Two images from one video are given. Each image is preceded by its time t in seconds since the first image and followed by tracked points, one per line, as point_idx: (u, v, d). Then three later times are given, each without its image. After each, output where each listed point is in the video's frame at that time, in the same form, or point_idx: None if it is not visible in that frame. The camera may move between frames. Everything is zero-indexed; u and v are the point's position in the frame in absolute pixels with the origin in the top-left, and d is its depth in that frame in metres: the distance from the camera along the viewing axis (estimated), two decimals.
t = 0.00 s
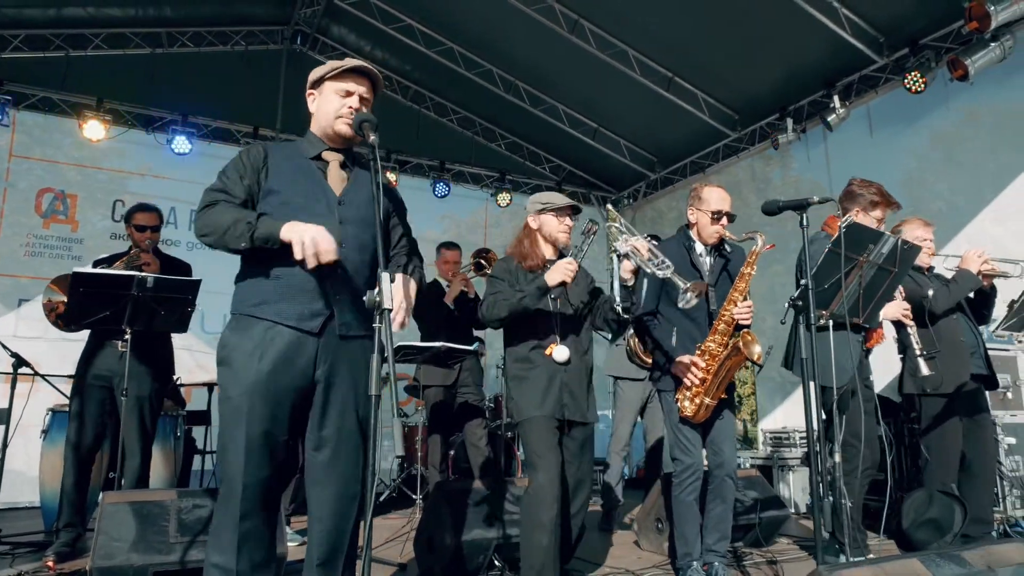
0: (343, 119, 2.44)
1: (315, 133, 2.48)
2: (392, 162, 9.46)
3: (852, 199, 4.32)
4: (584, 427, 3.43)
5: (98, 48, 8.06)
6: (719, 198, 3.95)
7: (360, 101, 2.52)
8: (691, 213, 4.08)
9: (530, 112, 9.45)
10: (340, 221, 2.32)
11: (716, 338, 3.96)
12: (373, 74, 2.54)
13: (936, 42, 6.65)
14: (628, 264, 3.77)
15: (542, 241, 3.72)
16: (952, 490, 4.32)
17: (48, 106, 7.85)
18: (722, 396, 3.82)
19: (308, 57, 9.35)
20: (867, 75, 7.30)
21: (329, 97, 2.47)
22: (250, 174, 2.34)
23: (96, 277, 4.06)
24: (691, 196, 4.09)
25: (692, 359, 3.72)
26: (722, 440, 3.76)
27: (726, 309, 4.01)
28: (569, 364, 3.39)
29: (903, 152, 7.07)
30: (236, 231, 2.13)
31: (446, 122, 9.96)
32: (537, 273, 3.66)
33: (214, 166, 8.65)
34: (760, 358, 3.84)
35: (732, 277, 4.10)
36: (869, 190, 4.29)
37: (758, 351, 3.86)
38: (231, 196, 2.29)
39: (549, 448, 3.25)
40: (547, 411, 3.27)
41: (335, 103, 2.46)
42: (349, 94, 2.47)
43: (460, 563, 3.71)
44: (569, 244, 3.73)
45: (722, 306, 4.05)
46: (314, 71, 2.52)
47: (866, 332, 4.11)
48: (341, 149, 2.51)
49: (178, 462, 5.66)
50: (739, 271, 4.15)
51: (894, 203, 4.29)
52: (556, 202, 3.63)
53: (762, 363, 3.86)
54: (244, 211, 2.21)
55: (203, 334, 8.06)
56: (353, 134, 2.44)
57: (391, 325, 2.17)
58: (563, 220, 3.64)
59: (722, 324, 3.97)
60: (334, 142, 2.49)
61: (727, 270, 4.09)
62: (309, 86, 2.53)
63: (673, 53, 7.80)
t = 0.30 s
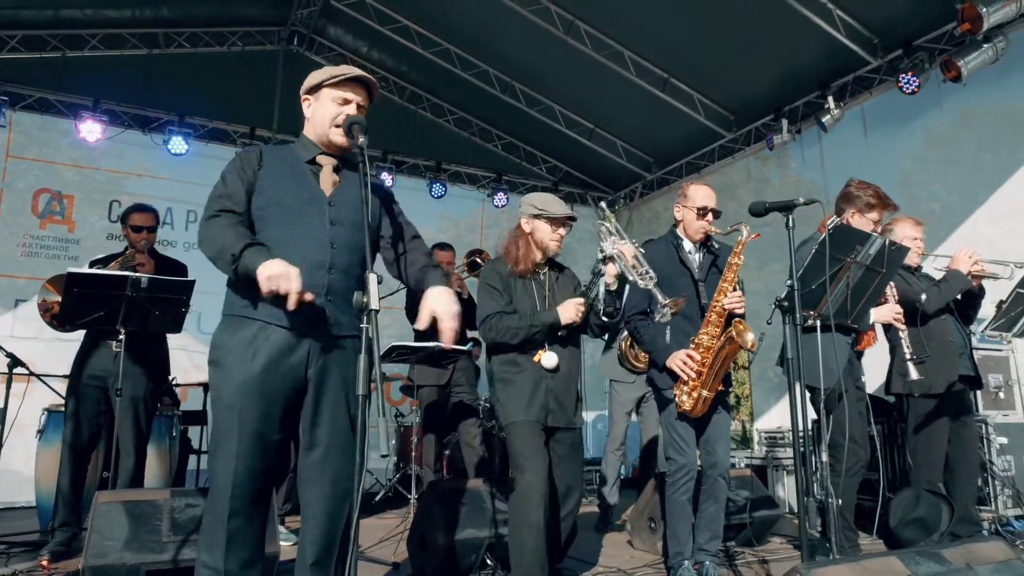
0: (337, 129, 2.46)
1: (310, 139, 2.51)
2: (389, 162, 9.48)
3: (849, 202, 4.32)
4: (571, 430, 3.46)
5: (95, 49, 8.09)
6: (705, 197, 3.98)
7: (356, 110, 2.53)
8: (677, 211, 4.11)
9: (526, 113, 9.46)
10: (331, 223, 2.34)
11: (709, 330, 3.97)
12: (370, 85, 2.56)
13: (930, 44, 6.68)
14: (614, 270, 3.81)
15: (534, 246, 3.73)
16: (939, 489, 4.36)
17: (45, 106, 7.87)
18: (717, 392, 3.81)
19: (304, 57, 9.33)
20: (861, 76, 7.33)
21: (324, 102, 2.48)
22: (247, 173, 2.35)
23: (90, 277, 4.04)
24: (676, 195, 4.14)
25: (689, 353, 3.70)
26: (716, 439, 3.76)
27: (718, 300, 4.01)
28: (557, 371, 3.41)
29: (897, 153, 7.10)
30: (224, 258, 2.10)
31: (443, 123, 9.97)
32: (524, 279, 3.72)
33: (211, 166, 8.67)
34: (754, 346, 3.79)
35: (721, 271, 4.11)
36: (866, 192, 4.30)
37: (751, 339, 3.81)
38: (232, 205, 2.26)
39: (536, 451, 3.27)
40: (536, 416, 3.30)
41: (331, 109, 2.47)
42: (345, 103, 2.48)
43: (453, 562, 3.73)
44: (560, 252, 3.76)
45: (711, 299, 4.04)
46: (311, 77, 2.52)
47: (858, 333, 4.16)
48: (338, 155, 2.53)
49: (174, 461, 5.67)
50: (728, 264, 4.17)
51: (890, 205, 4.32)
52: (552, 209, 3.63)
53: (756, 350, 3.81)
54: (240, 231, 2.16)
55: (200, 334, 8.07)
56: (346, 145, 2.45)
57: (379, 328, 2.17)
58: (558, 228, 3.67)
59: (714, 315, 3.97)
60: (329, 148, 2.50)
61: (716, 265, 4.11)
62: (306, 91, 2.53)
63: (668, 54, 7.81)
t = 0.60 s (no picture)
0: (330, 120, 2.47)
1: (305, 134, 2.51)
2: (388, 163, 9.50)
3: (841, 201, 4.33)
4: (568, 428, 3.47)
5: (94, 49, 8.07)
6: (708, 201, 4.01)
7: (348, 101, 2.54)
8: (680, 214, 4.11)
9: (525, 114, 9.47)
10: (332, 224, 2.35)
11: (703, 338, 3.94)
12: (362, 76, 2.57)
13: (927, 45, 6.70)
14: (604, 304, 3.99)
15: (525, 246, 3.78)
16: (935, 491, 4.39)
17: (44, 106, 7.87)
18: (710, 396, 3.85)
19: (303, 57, 9.33)
20: (859, 78, 7.35)
21: (318, 97, 2.50)
22: (243, 175, 2.34)
23: (87, 277, 4.04)
24: (680, 199, 4.15)
25: (681, 359, 3.75)
26: (710, 440, 3.78)
27: (714, 309, 4.00)
28: (549, 367, 3.42)
29: (895, 155, 7.12)
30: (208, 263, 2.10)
31: (442, 123, 9.97)
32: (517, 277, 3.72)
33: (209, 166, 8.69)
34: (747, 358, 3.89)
35: (719, 277, 4.12)
36: (858, 191, 4.31)
37: (744, 350, 3.90)
38: (210, 205, 2.25)
39: (535, 449, 3.27)
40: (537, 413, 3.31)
41: (323, 103, 2.49)
42: (337, 94, 2.50)
43: (449, 562, 3.74)
44: (551, 248, 3.77)
45: (707, 306, 4.05)
46: (303, 73, 2.55)
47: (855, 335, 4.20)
48: (331, 149, 2.54)
49: (171, 461, 5.67)
50: (727, 271, 4.18)
51: (882, 202, 4.34)
52: (535, 207, 3.65)
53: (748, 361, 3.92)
54: (218, 233, 2.19)
55: (199, 334, 8.08)
56: (339, 135, 2.45)
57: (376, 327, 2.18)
58: (546, 224, 3.70)
59: (709, 323, 3.96)
60: (324, 144, 2.52)
61: (714, 271, 4.11)
62: (298, 87, 2.56)
63: (667, 54, 7.82)
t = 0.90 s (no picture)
0: (328, 126, 2.47)
1: (303, 139, 2.50)
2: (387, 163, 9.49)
3: (842, 207, 4.36)
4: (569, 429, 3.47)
5: (93, 48, 8.10)
6: (702, 200, 4.01)
7: (348, 105, 2.54)
8: (676, 215, 4.12)
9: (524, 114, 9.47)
10: (334, 224, 2.35)
11: (705, 334, 3.99)
12: (359, 80, 2.58)
13: (927, 47, 6.70)
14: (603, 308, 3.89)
15: (529, 250, 3.73)
16: (936, 493, 4.40)
17: (43, 105, 7.85)
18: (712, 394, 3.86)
19: (302, 57, 9.34)
20: (858, 80, 7.36)
21: (315, 101, 2.49)
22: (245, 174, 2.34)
23: (87, 277, 4.03)
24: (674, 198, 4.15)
25: (684, 356, 3.71)
26: (711, 440, 3.79)
27: (714, 305, 4.06)
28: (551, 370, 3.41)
29: (894, 157, 7.13)
30: (220, 269, 2.10)
31: (441, 124, 9.98)
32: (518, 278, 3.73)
33: (208, 167, 8.68)
34: (750, 350, 3.87)
35: (717, 275, 4.13)
36: (857, 198, 4.34)
37: (746, 343, 3.89)
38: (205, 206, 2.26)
39: (535, 449, 3.28)
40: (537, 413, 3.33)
41: (321, 107, 2.48)
42: (336, 98, 2.50)
43: (450, 562, 3.73)
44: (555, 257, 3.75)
45: (708, 303, 4.08)
46: (301, 78, 2.55)
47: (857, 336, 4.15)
48: (330, 154, 2.54)
49: (170, 462, 5.66)
50: (725, 267, 4.20)
51: (881, 209, 4.33)
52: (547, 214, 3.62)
53: (752, 354, 3.89)
54: (224, 233, 2.18)
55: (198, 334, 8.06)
56: (336, 140, 2.47)
57: (380, 328, 2.20)
58: (554, 234, 3.68)
59: (710, 318, 4.00)
60: (321, 148, 2.52)
61: (713, 269, 4.11)
62: (295, 92, 2.55)
63: (667, 56, 7.82)
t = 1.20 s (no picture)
0: (340, 120, 2.46)
1: (314, 131, 2.50)
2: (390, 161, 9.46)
3: (844, 209, 4.32)
4: (577, 427, 3.46)
5: (95, 46, 8.05)
6: (709, 197, 4.01)
7: (359, 99, 2.53)
8: (682, 212, 4.11)
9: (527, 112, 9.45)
10: (341, 219, 2.34)
11: (711, 331, 4.01)
12: (370, 73, 2.56)
13: (932, 45, 6.68)
14: (620, 270, 3.64)
15: (532, 245, 3.74)
16: (947, 491, 4.40)
17: (45, 103, 7.82)
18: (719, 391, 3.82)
19: (305, 55, 9.32)
20: (863, 78, 7.34)
21: (326, 95, 2.48)
22: (251, 172, 2.34)
23: (92, 275, 4.02)
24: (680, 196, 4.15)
25: (691, 353, 3.70)
26: (717, 438, 3.77)
27: (720, 301, 4.04)
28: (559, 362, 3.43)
29: (898, 155, 7.12)
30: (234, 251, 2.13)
31: (444, 122, 9.97)
32: (525, 273, 3.65)
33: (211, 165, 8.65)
34: (756, 347, 3.82)
35: (723, 273, 4.10)
36: (859, 199, 4.32)
37: (752, 340, 3.83)
38: (211, 201, 2.26)
39: (542, 447, 3.27)
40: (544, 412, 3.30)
41: (333, 101, 2.47)
42: (346, 92, 2.48)
43: (457, 560, 3.72)
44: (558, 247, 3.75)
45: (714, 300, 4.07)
46: (313, 71, 2.52)
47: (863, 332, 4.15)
48: (342, 148, 2.52)
49: (175, 460, 5.65)
50: (732, 266, 4.19)
51: (884, 209, 4.32)
52: (541, 204, 3.66)
53: (758, 351, 3.84)
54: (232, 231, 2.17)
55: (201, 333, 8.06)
56: (349, 135, 2.45)
57: (389, 323, 2.18)
58: (552, 222, 3.68)
59: (716, 316, 4.01)
60: (334, 141, 2.50)
61: (719, 267, 4.10)
62: (307, 86, 2.53)
63: (671, 53, 7.80)
